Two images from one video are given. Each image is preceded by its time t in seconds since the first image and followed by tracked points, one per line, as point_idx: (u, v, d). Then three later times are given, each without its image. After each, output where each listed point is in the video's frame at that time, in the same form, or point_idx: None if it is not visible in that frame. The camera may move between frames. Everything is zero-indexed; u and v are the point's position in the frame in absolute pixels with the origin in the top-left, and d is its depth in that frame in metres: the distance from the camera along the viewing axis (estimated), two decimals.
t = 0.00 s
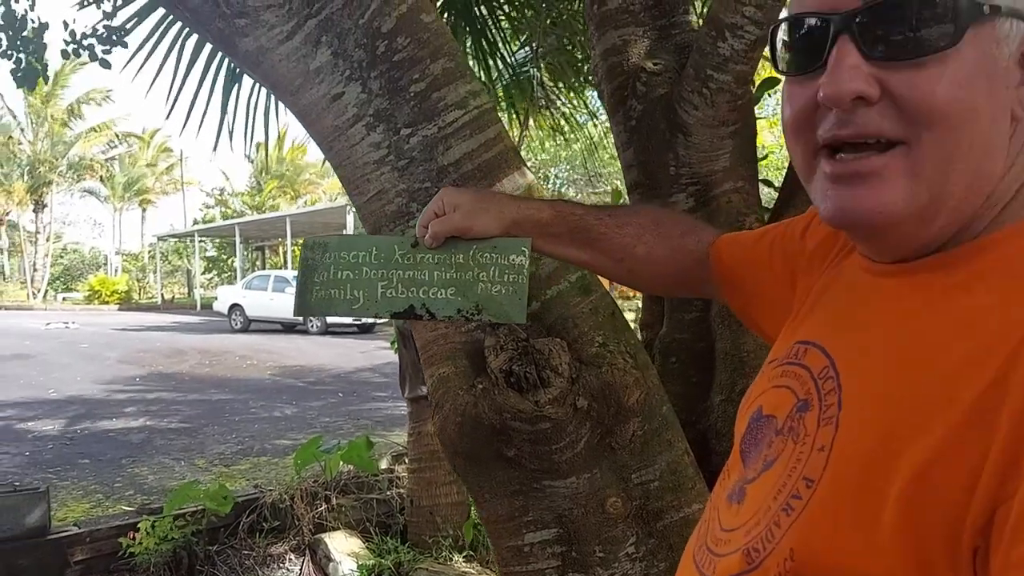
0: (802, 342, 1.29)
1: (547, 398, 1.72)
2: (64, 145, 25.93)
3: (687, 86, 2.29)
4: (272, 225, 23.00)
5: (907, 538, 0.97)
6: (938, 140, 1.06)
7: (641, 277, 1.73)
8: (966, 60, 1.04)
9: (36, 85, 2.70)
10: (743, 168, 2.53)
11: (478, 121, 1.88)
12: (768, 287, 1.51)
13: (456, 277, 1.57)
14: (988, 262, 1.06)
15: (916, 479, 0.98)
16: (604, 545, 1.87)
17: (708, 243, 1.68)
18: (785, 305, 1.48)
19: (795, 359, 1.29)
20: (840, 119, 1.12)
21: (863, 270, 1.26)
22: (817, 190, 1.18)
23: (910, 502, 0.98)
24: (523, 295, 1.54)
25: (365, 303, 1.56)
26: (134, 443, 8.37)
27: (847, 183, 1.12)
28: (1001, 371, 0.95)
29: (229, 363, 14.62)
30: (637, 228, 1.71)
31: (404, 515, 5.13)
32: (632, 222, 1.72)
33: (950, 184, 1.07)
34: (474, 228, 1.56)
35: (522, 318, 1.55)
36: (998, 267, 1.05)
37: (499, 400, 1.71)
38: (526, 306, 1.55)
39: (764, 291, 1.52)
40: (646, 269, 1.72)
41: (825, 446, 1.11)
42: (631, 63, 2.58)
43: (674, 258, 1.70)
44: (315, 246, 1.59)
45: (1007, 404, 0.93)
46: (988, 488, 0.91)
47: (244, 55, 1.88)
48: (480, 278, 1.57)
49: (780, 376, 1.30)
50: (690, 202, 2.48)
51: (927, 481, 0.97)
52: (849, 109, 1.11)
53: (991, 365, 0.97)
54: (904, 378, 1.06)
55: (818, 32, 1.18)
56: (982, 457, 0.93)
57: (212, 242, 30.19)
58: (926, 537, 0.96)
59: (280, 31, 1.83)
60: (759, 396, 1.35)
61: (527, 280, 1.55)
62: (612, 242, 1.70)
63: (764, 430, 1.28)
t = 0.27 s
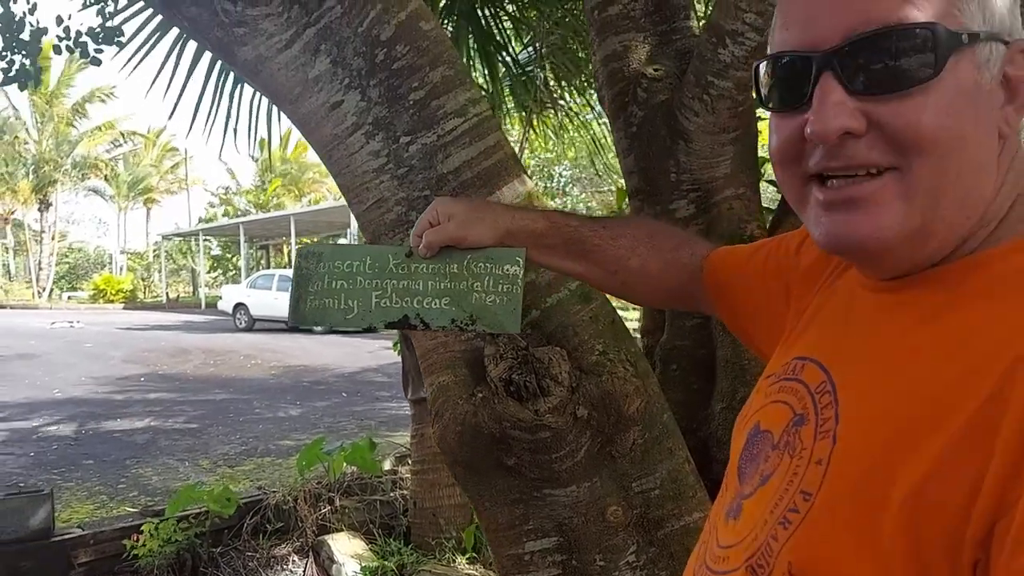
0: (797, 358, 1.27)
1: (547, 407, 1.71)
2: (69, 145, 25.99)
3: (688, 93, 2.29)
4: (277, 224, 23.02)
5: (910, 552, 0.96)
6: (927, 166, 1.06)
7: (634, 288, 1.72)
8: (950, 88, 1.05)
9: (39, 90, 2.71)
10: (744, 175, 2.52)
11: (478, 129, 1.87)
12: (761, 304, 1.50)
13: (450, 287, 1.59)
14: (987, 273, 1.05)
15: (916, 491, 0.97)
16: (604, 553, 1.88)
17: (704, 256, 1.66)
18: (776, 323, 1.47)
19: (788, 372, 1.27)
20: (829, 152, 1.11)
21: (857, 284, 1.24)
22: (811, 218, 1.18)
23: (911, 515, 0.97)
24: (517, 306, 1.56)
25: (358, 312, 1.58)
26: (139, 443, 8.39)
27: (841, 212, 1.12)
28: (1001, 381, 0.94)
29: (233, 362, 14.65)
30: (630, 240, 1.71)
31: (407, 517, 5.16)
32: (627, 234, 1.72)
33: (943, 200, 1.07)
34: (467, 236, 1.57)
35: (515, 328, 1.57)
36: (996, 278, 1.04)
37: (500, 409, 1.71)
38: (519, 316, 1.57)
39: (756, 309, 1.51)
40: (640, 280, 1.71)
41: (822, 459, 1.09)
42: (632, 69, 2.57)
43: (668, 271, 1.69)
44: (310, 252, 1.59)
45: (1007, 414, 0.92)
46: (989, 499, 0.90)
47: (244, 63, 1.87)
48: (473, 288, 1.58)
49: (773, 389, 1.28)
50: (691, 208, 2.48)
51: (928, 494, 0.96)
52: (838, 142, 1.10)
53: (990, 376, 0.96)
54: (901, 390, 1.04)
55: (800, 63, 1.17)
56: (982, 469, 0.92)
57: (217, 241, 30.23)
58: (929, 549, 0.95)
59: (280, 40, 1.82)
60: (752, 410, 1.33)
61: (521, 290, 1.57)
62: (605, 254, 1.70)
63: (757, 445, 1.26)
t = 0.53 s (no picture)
0: (793, 363, 1.26)
1: (547, 408, 1.71)
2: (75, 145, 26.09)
3: (688, 94, 2.29)
4: (281, 224, 23.09)
5: (905, 551, 0.96)
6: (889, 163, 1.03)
7: (634, 302, 1.69)
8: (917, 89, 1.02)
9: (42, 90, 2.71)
10: (744, 176, 2.52)
11: (478, 131, 1.88)
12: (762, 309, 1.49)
13: (449, 303, 1.56)
14: (980, 274, 1.04)
15: (911, 491, 0.96)
16: (605, 554, 1.88)
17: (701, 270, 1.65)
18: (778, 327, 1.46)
19: (784, 377, 1.26)
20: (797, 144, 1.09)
21: (852, 288, 1.23)
22: (765, 200, 1.17)
23: (906, 515, 0.96)
24: (517, 321, 1.52)
25: (358, 330, 1.56)
26: (144, 443, 8.43)
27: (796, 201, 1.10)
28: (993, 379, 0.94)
29: (238, 362, 14.70)
30: (625, 255, 1.68)
31: (411, 517, 5.21)
32: (622, 247, 1.70)
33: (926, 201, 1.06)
34: (469, 255, 1.55)
35: (515, 342, 1.52)
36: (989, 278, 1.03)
37: (500, 410, 1.72)
38: (518, 330, 1.52)
39: (755, 311, 1.50)
40: (640, 294, 1.69)
41: (818, 462, 1.09)
42: (632, 70, 2.57)
43: (662, 285, 1.68)
44: (309, 271, 1.58)
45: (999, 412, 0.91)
46: (982, 498, 0.90)
47: (244, 67, 1.87)
48: (472, 304, 1.55)
49: (770, 394, 1.28)
50: (692, 208, 2.49)
51: (922, 493, 0.95)
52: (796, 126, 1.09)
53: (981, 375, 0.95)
54: (893, 391, 1.04)
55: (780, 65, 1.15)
56: (974, 468, 0.92)
57: (222, 241, 30.33)
58: (925, 548, 0.95)
59: (280, 44, 1.83)
60: (750, 416, 1.32)
61: (520, 303, 1.52)
62: (598, 265, 1.68)
63: (756, 448, 1.26)
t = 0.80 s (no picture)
0: (777, 354, 1.26)
1: (545, 405, 1.73)
2: (86, 148, 26.26)
3: (684, 94, 2.31)
4: (290, 225, 23.21)
5: (884, 529, 0.98)
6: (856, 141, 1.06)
7: (630, 299, 1.71)
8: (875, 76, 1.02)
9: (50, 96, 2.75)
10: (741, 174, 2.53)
11: (475, 132, 1.90)
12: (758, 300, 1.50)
13: (447, 292, 1.54)
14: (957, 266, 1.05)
15: (889, 473, 0.97)
16: (604, 549, 1.90)
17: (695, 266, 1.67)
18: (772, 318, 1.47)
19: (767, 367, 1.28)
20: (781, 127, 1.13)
21: (836, 278, 1.24)
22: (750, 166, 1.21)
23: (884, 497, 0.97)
24: (514, 311, 1.53)
25: (357, 317, 1.52)
26: (154, 443, 8.50)
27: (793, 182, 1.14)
28: (969, 364, 0.96)
29: (247, 362, 14.78)
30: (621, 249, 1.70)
31: (418, 516, 5.25)
32: (619, 243, 1.71)
33: (899, 190, 1.07)
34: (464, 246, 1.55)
35: (511, 331, 1.54)
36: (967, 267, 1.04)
37: (499, 407, 1.75)
38: (514, 320, 1.54)
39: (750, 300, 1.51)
40: (636, 290, 1.71)
41: (799, 449, 1.10)
42: (629, 70, 2.59)
43: (657, 281, 1.70)
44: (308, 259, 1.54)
45: (974, 396, 0.93)
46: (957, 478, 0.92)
47: (244, 71, 1.90)
48: (469, 294, 1.55)
49: (756, 383, 1.29)
50: (690, 207, 2.50)
51: (898, 474, 0.97)
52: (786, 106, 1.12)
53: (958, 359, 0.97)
54: (872, 377, 1.05)
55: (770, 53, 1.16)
56: (950, 448, 0.93)
57: (231, 242, 30.49)
58: (902, 528, 0.97)
59: (280, 48, 1.85)
60: (736, 407, 1.33)
61: (517, 293, 1.53)
62: (592, 258, 1.70)
63: (741, 438, 1.26)
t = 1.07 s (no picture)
0: (781, 345, 1.26)
1: (547, 403, 1.74)
2: (92, 151, 26.36)
3: (685, 92, 2.31)
4: (295, 227, 23.25)
5: (877, 522, 0.97)
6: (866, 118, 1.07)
7: (638, 287, 1.72)
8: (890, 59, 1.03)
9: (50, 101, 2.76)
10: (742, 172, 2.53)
11: (475, 131, 1.90)
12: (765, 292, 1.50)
13: (456, 278, 1.58)
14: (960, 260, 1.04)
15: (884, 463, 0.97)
16: (606, 548, 1.90)
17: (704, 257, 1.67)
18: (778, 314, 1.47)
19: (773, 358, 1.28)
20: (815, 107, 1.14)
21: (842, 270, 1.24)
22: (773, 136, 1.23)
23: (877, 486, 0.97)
24: (521, 299, 1.55)
25: (369, 301, 1.56)
26: (159, 445, 8.53)
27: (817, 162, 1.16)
28: (968, 355, 0.95)
29: (253, 364, 14.81)
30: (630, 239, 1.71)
31: (423, 516, 5.28)
32: (627, 234, 1.73)
33: (908, 177, 1.07)
34: (468, 233, 1.58)
35: (518, 319, 1.55)
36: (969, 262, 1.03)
37: (500, 406, 1.74)
38: (522, 308, 1.55)
39: (756, 293, 1.51)
40: (643, 279, 1.71)
41: (797, 438, 1.09)
42: (630, 69, 2.59)
43: (664, 271, 1.70)
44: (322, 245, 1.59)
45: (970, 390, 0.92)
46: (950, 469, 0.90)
47: (245, 71, 1.90)
48: (478, 281, 1.57)
49: (760, 374, 1.29)
50: (691, 205, 2.50)
51: (893, 465, 0.96)
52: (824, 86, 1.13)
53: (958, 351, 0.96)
54: (874, 367, 1.04)
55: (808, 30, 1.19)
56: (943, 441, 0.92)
57: (237, 245, 30.56)
58: (893, 518, 0.96)
59: (280, 48, 1.86)
60: (740, 397, 1.33)
61: (525, 281, 1.56)
62: (601, 247, 1.71)
63: (742, 430, 1.26)
